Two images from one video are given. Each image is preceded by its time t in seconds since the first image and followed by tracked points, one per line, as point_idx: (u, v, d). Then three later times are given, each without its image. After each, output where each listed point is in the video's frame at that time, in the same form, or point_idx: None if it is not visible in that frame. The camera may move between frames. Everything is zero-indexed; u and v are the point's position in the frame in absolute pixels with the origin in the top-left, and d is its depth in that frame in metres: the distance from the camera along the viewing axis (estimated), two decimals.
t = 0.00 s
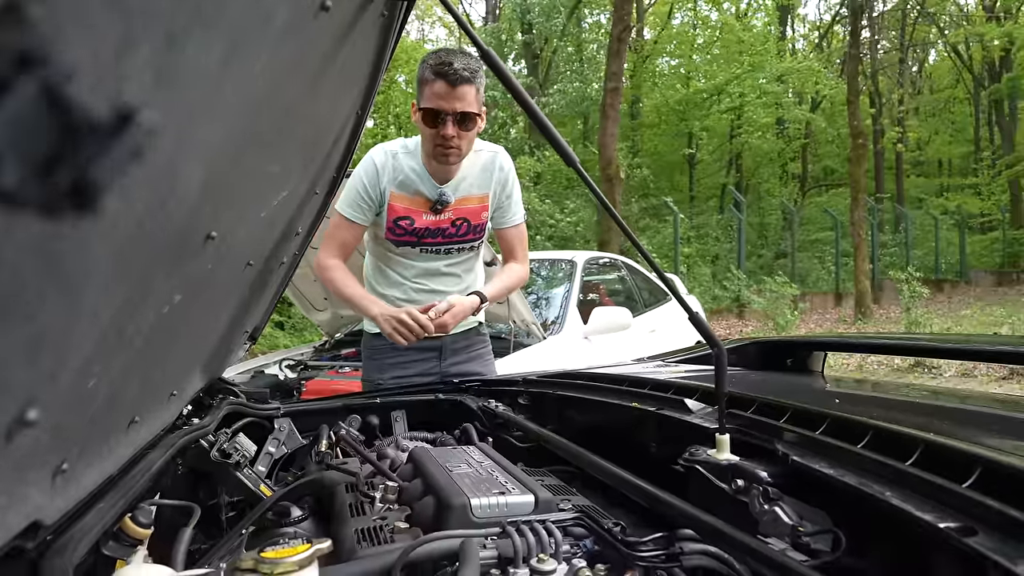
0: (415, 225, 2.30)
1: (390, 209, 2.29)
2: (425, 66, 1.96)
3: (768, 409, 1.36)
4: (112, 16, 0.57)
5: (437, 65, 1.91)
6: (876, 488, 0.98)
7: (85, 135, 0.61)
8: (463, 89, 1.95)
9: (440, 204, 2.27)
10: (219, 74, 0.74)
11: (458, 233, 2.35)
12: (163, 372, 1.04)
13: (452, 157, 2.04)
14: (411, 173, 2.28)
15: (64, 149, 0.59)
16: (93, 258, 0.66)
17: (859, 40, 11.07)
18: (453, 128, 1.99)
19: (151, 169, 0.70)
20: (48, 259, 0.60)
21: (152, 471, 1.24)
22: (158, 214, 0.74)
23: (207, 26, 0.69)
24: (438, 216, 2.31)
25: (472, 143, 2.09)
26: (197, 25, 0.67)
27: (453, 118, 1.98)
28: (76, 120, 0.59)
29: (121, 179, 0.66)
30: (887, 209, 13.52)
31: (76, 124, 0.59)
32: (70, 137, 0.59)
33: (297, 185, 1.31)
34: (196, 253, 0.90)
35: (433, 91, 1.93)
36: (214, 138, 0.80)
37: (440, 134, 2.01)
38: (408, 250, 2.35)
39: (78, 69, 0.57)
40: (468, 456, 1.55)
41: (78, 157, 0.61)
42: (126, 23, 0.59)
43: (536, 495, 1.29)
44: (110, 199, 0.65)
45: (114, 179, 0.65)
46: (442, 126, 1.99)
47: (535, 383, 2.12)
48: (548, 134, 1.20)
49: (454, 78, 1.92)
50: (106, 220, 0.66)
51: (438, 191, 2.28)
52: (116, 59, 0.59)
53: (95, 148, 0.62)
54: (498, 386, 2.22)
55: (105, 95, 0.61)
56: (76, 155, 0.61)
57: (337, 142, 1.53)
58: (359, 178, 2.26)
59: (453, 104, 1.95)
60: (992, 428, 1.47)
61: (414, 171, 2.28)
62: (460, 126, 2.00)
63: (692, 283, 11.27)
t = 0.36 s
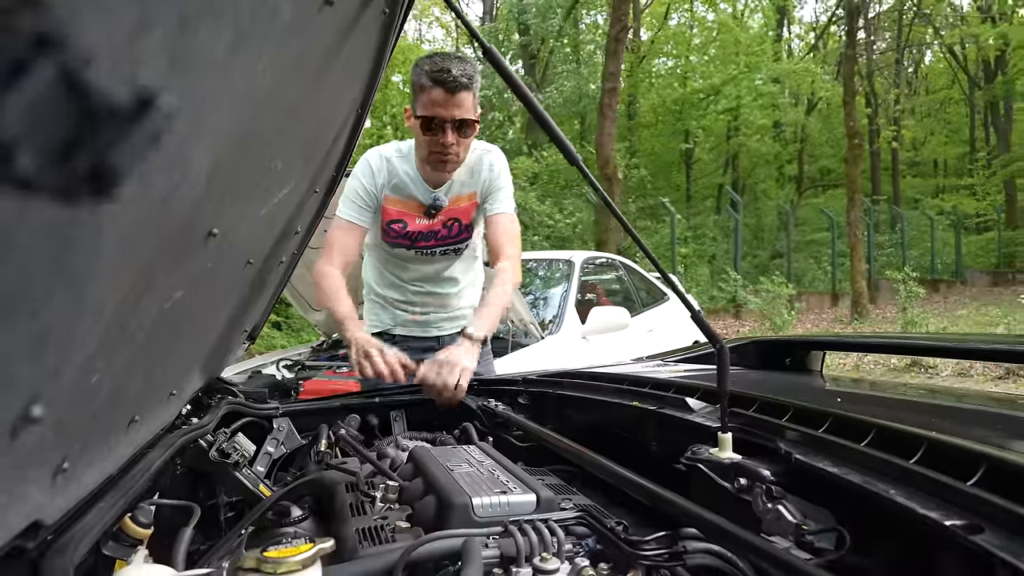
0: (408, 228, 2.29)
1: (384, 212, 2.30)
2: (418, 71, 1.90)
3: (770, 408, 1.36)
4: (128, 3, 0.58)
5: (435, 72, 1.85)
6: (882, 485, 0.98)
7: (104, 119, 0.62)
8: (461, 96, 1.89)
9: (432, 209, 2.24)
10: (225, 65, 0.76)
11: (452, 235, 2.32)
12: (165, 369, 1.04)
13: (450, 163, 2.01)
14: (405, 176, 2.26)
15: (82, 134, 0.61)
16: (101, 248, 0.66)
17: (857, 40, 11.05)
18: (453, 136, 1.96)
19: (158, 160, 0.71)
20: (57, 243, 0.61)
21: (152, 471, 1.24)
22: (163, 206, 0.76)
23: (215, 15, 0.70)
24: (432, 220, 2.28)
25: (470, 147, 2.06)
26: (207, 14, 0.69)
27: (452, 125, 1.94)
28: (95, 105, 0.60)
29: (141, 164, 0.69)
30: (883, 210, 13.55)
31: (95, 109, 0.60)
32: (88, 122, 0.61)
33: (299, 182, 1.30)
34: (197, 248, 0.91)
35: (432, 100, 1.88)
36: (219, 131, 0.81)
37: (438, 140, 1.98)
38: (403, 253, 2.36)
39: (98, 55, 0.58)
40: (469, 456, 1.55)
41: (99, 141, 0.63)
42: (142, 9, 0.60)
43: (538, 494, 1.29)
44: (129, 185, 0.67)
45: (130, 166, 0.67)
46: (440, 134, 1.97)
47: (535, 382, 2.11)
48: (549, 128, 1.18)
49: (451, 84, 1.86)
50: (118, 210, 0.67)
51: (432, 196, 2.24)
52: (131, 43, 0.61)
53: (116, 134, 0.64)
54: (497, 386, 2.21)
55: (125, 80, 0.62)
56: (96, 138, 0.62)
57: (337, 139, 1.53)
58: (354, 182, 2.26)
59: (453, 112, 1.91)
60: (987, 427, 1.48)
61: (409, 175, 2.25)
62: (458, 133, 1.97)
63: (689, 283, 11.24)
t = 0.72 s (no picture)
0: (405, 231, 2.29)
1: (381, 214, 2.29)
2: (425, 80, 1.85)
3: (770, 405, 1.37)
4: None
5: (438, 83, 1.82)
6: (881, 479, 0.98)
7: (111, 89, 0.65)
8: (464, 107, 1.87)
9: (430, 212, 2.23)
10: (227, 53, 0.78)
11: (450, 236, 2.33)
12: (166, 366, 1.04)
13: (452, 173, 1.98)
14: (402, 178, 2.27)
15: (88, 102, 0.64)
16: (102, 230, 0.69)
17: (853, 41, 11.04)
18: (455, 147, 1.92)
19: (162, 144, 0.74)
20: (57, 232, 0.63)
21: (150, 469, 1.23)
22: (166, 194, 0.78)
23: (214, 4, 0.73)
24: (428, 223, 2.28)
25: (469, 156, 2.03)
26: None
27: (455, 137, 1.90)
28: (101, 76, 0.63)
29: (152, 135, 0.72)
30: (879, 209, 13.57)
31: (101, 80, 0.64)
32: (94, 91, 0.64)
33: (298, 180, 1.30)
34: (197, 243, 0.92)
35: (435, 112, 1.84)
36: (217, 123, 0.83)
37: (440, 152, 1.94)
38: (400, 254, 2.35)
39: (103, 23, 0.61)
40: (468, 454, 1.54)
41: (108, 109, 0.66)
42: None
43: (538, 491, 1.28)
44: (136, 156, 0.70)
45: (143, 133, 0.71)
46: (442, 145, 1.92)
47: (533, 381, 2.11)
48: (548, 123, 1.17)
49: (456, 96, 1.83)
50: (119, 194, 0.70)
51: (430, 197, 2.24)
52: (136, 21, 0.64)
53: (127, 99, 0.68)
54: (494, 383, 2.20)
55: (131, 48, 0.65)
56: (104, 107, 0.65)
57: (336, 137, 1.52)
58: (349, 183, 2.25)
59: (456, 124, 1.87)
60: (976, 422, 1.49)
61: (405, 176, 2.27)
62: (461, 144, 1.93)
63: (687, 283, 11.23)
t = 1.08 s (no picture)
0: (410, 228, 2.28)
1: (385, 210, 2.28)
2: (426, 72, 1.85)
3: (770, 402, 1.37)
4: None
5: (441, 72, 1.82)
6: (884, 476, 0.99)
7: (142, 72, 0.66)
8: (466, 98, 1.87)
9: (435, 209, 2.22)
10: (242, 45, 0.80)
11: (455, 233, 2.32)
12: (169, 363, 1.04)
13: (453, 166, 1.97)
14: (406, 174, 2.26)
15: (121, 86, 0.64)
16: (120, 222, 0.69)
17: (849, 42, 11.06)
18: (457, 140, 1.91)
19: (180, 136, 0.75)
20: (73, 235, 0.63)
21: (152, 466, 1.23)
22: (179, 189, 0.78)
23: None
24: (433, 220, 2.27)
25: (471, 151, 2.02)
26: None
27: (457, 129, 1.89)
28: (132, 60, 0.64)
29: (179, 120, 0.73)
30: (875, 210, 13.57)
31: (133, 64, 0.65)
32: (127, 76, 0.65)
33: (298, 178, 1.29)
34: (201, 240, 0.92)
35: (438, 101, 1.84)
36: (228, 120, 0.83)
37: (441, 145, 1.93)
38: (404, 252, 2.36)
39: (135, 8, 0.62)
40: (468, 452, 1.54)
41: (142, 92, 0.67)
42: None
43: (540, 489, 1.28)
44: (165, 142, 0.72)
45: (176, 118, 0.73)
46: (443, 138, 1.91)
47: (533, 380, 2.11)
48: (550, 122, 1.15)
49: (458, 87, 1.83)
50: (136, 189, 0.70)
51: (435, 193, 2.25)
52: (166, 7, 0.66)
53: (161, 81, 0.69)
54: (494, 381, 2.19)
55: (166, 31, 0.67)
56: (137, 90, 0.67)
57: (336, 136, 1.52)
58: (352, 179, 2.23)
59: (458, 115, 1.87)
60: (972, 419, 1.50)
61: (410, 173, 2.26)
62: (463, 137, 1.92)
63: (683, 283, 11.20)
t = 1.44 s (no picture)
0: (407, 226, 2.28)
1: (383, 208, 2.28)
2: (423, 68, 1.86)
3: (768, 403, 1.37)
4: None
5: (438, 68, 1.82)
6: (883, 478, 0.99)
7: (145, 76, 0.66)
8: (464, 94, 1.86)
9: (434, 207, 2.22)
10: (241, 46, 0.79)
11: (454, 232, 2.32)
12: (165, 365, 1.03)
13: (449, 163, 1.96)
14: (404, 172, 2.26)
15: (121, 92, 0.64)
16: (119, 223, 0.69)
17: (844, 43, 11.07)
18: (454, 136, 1.90)
19: (180, 138, 0.74)
20: (69, 230, 0.63)
21: (147, 469, 1.22)
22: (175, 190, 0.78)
23: None
24: (432, 217, 2.27)
25: (468, 149, 2.02)
26: None
27: (453, 126, 1.88)
28: (132, 62, 0.64)
29: (178, 126, 0.73)
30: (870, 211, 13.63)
31: (133, 67, 0.64)
32: (128, 82, 0.64)
33: (294, 179, 1.29)
34: (197, 243, 0.91)
35: (435, 97, 1.84)
36: (226, 122, 0.83)
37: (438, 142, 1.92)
38: (402, 250, 2.36)
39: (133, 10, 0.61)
40: (464, 453, 1.54)
41: (144, 96, 0.66)
42: None
43: (537, 491, 1.28)
44: (162, 144, 0.71)
45: (179, 121, 0.73)
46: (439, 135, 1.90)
47: (530, 380, 2.11)
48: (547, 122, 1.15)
49: (454, 82, 1.83)
50: (133, 195, 0.70)
51: (433, 191, 2.24)
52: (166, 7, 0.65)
53: (164, 85, 0.68)
54: (491, 381, 2.19)
55: (169, 34, 0.66)
56: (139, 95, 0.66)
57: (332, 136, 1.51)
58: (351, 176, 2.23)
59: (455, 111, 1.86)
60: (969, 420, 1.50)
61: (408, 170, 2.26)
62: (460, 134, 1.91)
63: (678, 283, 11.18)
